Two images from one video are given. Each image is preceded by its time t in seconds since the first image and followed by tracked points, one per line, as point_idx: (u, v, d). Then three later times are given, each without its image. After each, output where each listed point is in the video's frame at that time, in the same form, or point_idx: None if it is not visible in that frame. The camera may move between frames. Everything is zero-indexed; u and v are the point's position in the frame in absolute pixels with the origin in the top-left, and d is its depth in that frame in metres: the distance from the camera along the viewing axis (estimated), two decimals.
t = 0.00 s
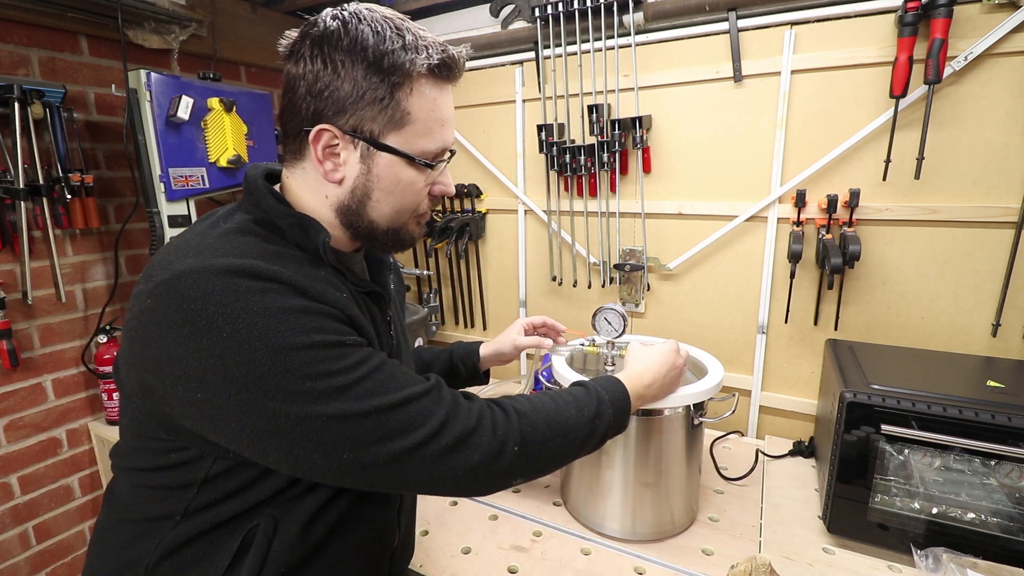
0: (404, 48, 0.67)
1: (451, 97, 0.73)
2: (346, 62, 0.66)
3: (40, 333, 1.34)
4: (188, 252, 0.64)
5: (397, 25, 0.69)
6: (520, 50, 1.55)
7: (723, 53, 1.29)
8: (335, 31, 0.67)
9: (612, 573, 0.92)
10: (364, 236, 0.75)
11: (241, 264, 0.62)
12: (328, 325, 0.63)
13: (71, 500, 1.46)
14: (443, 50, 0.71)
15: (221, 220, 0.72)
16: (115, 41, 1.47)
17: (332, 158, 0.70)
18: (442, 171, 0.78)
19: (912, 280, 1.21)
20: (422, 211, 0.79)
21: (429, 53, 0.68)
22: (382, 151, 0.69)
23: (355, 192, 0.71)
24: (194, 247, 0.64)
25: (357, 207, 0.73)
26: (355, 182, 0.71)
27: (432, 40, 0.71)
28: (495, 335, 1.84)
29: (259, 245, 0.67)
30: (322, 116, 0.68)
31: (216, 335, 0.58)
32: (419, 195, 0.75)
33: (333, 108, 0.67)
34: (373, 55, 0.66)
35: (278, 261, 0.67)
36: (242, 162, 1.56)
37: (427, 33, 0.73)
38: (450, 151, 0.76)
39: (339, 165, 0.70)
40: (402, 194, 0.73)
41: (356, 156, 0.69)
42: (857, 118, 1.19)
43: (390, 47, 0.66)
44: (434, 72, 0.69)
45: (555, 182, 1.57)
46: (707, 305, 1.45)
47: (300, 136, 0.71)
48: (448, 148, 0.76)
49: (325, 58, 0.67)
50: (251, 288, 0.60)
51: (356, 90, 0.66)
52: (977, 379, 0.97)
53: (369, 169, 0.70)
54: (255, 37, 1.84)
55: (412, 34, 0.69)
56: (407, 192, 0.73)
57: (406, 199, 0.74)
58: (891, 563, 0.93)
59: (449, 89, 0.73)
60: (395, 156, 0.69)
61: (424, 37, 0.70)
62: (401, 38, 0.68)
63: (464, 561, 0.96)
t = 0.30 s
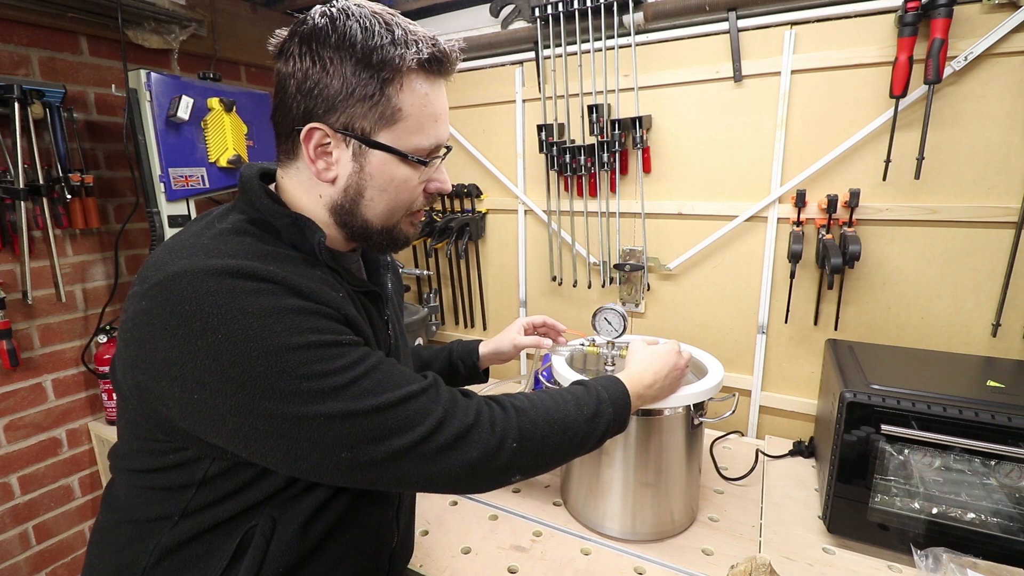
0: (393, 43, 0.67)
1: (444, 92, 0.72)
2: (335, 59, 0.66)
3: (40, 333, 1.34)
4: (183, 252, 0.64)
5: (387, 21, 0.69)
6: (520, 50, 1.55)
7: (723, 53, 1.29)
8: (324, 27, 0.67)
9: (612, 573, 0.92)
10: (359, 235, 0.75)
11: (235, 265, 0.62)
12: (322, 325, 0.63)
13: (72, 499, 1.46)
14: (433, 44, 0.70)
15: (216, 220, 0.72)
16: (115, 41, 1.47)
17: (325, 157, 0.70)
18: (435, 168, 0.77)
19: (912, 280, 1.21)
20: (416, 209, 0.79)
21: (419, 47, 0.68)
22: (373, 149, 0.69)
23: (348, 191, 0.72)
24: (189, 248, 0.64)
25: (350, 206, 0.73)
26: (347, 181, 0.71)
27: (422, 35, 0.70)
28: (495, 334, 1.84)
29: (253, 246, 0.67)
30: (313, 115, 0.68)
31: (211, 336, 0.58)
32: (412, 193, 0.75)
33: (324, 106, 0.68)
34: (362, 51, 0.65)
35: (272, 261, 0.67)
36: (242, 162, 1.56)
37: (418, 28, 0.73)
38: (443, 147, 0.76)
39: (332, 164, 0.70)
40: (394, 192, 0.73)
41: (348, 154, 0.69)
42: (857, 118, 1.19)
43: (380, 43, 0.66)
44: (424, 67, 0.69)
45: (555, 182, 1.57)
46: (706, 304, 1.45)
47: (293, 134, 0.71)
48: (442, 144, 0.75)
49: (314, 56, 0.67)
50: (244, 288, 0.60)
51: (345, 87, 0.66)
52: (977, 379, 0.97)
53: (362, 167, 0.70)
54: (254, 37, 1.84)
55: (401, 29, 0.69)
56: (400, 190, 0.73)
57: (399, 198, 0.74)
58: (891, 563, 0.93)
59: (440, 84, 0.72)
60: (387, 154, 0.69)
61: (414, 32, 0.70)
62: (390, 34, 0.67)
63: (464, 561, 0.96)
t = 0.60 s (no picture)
0: (404, 48, 0.67)
1: (445, 95, 0.73)
2: (345, 61, 0.66)
3: (40, 333, 1.34)
4: (166, 252, 0.62)
5: (393, 23, 0.70)
6: (520, 50, 1.55)
7: (723, 53, 1.29)
8: (333, 29, 0.67)
9: (612, 573, 0.92)
10: (357, 234, 0.75)
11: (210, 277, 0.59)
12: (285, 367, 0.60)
13: (72, 499, 1.46)
14: (439, 48, 0.71)
15: (206, 221, 0.71)
16: (115, 41, 1.47)
17: (330, 155, 0.69)
18: (436, 168, 0.78)
19: (912, 280, 1.21)
20: (416, 208, 0.79)
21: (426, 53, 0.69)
22: (380, 147, 0.69)
23: (353, 189, 0.71)
24: (172, 249, 0.63)
25: (354, 204, 0.72)
26: (352, 179, 0.70)
27: (427, 39, 0.71)
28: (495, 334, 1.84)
29: (236, 252, 0.65)
30: (319, 114, 0.67)
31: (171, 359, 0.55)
32: (415, 192, 0.75)
33: (332, 106, 0.67)
34: (373, 54, 0.66)
35: (254, 272, 0.65)
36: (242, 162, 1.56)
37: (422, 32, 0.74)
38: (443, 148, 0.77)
39: (337, 162, 0.70)
40: (399, 191, 0.73)
41: (354, 153, 0.69)
42: (857, 119, 1.19)
43: (391, 47, 0.66)
44: (430, 71, 0.70)
45: (555, 182, 1.57)
46: (706, 304, 1.45)
47: (290, 132, 0.70)
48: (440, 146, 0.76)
49: (323, 57, 0.67)
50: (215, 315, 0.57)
51: (355, 88, 0.66)
52: (978, 379, 0.97)
53: (368, 166, 0.70)
54: (254, 37, 1.84)
55: (409, 32, 0.69)
56: (405, 189, 0.73)
57: (399, 195, 0.74)
58: (891, 563, 0.93)
59: (444, 87, 0.73)
60: (394, 153, 0.70)
61: (420, 36, 0.71)
62: (399, 37, 0.68)
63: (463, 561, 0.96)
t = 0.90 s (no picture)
0: (399, 48, 0.68)
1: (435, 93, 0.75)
2: (340, 59, 0.66)
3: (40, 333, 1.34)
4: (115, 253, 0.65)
5: (386, 21, 0.70)
6: (520, 51, 1.55)
7: (723, 53, 1.29)
8: (326, 24, 0.66)
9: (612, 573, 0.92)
10: (345, 233, 0.75)
11: (122, 297, 0.60)
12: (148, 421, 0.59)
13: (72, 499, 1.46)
14: (432, 48, 0.72)
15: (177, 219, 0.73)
16: (115, 41, 1.47)
17: (320, 152, 0.69)
18: (426, 167, 0.78)
19: (912, 280, 1.21)
20: (404, 207, 0.79)
21: (421, 54, 0.70)
22: (371, 145, 0.69)
23: (342, 187, 0.71)
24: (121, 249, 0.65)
25: (343, 203, 0.72)
26: (342, 177, 0.70)
27: (420, 37, 0.72)
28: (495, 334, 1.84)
29: (175, 257, 0.65)
30: (310, 110, 0.67)
31: (37, 388, 0.56)
32: (404, 191, 0.76)
33: (323, 102, 0.67)
34: (370, 54, 0.66)
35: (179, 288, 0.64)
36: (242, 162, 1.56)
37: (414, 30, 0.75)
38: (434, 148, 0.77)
39: (327, 160, 0.70)
40: (388, 190, 0.73)
41: (345, 150, 0.69)
42: (857, 119, 1.19)
43: (387, 48, 0.67)
44: (424, 70, 0.71)
45: (555, 182, 1.57)
46: (706, 305, 1.45)
47: (278, 129, 0.70)
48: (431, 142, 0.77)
49: (315, 53, 0.66)
50: (94, 347, 0.57)
51: (348, 85, 0.66)
52: (977, 379, 0.97)
53: (358, 164, 0.70)
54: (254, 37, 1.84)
55: (402, 30, 0.70)
56: (394, 188, 0.74)
57: (390, 192, 0.74)
58: (891, 563, 0.93)
59: (435, 87, 0.75)
60: (385, 151, 0.70)
61: (413, 34, 0.72)
62: (392, 35, 0.69)
63: (463, 561, 0.96)
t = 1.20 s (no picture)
0: (348, 31, 0.67)
1: (397, 81, 0.73)
2: (286, 44, 0.65)
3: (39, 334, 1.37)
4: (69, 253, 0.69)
5: (339, 5, 0.69)
6: (520, 50, 1.54)
7: (723, 53, 1.29)
8: (270, 8, 0.65)
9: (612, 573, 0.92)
10: (303, 229, 0.75)
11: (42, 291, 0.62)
12: (46, 434, 0.61)
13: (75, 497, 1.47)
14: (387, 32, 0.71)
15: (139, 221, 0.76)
16: (115, 41, 1.47)
17: (271, 147, 0.69)
18: (388, 160, 0.77)
19: (912, 280, 1.21)
20: (367, 203, 0.79)
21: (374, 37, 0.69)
22: (324, 139, 0.69)
23: (296, 184, 0.71)
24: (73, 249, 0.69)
25: (297, 200, 0.72)
26: (295, 174, 0.71)
27: (376, 22, 0.71)
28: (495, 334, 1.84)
29: (93, 263, 0.65)
30: (255, 102, 0.67)
31: None
32: (363, 187, 0.75)
33: (269, 93, 0.67)
34: (318, 40, 0.65)
35: (92, 296, 0.64)
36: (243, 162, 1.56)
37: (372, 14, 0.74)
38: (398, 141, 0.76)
39: (278, 156, 0.70)
40: (345, 185, 0.73)
41: (296, 145, 0.69)
42: (857, 119, 1.19)
43: (335, 32, 0.66)
44: (378, 56, 0.70)
45: (555, 182, 1.57)
46: (707, 305, 1.45)
47: (229, 122, 0.70)
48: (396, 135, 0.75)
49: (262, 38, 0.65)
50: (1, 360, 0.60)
51: (294, 74, 0.66)
52: (977, 379, 0.97)
53: (310, 159, 0.70)
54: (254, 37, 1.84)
55: (355, 15, 0.69)
56: (351, 183, 0.73)
57: (349, 187, 0.73)
58: (891, 563, 0.93)
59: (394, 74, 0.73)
60: (338, 145, 0.70)
61: (367, 19, 0.70)
62: (343, 20, 0.68)
63: (464, 561, 0.96)
